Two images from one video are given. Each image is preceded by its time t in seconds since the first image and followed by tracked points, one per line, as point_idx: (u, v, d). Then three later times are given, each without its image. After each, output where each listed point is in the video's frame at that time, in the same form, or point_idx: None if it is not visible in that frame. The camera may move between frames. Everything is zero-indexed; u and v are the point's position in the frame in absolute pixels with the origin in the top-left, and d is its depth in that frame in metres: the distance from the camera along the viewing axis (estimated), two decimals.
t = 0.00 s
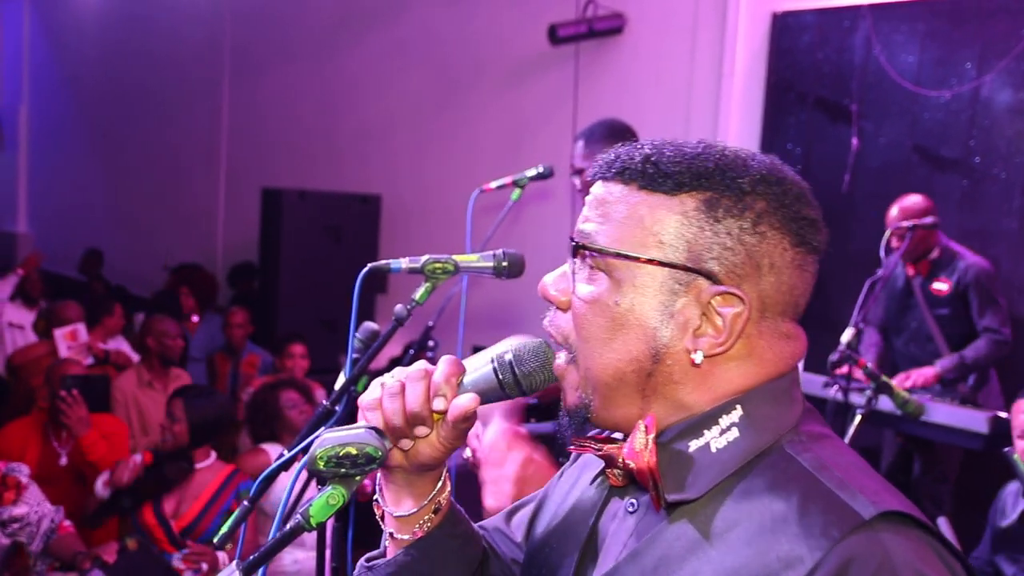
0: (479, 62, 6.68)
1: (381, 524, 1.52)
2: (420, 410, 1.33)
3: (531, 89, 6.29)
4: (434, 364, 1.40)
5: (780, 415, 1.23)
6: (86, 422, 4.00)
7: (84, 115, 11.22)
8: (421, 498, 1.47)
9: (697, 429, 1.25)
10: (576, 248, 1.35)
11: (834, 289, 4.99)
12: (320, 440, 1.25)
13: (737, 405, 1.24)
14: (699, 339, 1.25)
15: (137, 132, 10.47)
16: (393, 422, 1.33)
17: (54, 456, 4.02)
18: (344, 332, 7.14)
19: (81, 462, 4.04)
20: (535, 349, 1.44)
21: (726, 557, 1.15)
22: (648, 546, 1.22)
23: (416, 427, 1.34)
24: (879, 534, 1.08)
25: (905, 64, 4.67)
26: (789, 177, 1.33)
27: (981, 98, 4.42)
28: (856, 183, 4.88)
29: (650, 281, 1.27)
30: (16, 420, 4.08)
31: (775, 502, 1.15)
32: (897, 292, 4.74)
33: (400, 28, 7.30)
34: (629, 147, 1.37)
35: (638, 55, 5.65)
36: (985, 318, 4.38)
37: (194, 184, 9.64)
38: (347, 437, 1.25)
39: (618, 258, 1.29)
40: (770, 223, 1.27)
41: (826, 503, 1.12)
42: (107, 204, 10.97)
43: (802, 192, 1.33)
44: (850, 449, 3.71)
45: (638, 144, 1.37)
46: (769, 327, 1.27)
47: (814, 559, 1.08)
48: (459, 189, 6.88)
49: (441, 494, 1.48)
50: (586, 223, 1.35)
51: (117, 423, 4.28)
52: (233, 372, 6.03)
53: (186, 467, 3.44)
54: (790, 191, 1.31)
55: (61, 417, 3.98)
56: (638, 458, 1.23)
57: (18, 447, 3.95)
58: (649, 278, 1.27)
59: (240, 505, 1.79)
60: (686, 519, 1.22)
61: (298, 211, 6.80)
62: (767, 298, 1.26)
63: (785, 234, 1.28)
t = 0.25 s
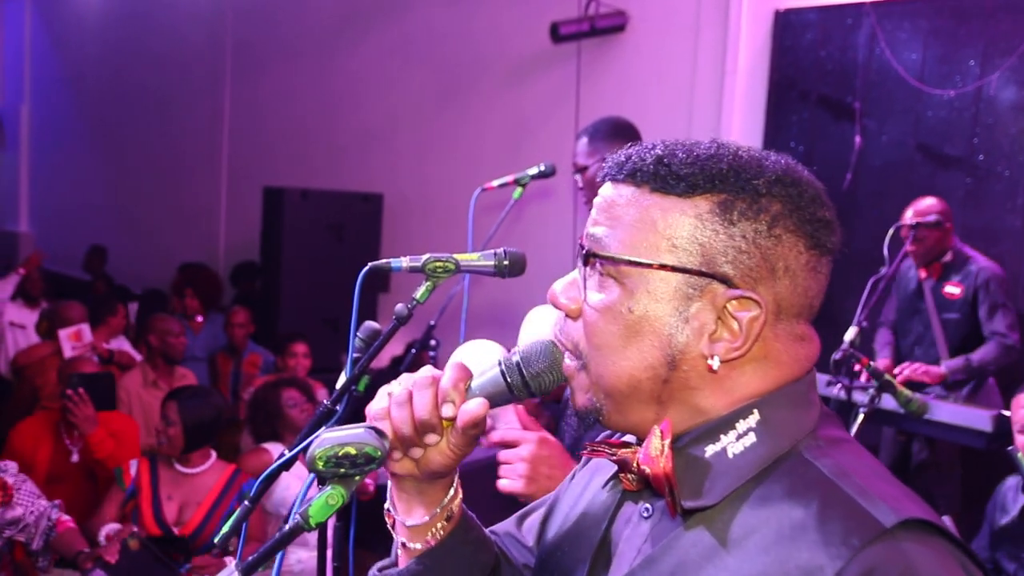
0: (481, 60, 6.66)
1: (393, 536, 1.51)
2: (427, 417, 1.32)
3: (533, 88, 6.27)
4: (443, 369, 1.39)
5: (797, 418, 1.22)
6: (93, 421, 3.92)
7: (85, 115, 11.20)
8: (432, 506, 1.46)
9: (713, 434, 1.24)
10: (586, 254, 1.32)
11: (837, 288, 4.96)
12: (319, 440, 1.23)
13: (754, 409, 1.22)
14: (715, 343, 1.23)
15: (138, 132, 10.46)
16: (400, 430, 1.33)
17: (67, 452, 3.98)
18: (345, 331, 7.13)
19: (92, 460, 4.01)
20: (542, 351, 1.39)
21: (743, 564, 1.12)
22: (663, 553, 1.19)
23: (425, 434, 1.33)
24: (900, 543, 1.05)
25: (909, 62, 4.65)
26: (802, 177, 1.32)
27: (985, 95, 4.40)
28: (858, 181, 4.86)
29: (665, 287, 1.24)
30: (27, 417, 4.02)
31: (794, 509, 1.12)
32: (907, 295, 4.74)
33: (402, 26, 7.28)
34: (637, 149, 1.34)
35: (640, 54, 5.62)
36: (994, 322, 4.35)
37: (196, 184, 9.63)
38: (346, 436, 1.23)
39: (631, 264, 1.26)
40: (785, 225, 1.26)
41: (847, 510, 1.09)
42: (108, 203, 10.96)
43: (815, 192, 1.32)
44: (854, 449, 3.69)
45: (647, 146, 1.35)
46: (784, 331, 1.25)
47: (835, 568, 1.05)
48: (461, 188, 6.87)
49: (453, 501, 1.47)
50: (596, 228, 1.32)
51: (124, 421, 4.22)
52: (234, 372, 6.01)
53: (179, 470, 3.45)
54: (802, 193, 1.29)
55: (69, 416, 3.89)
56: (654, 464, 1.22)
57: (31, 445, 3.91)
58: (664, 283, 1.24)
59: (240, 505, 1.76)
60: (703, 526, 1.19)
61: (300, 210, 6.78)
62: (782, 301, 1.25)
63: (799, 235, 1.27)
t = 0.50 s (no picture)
0: (483, 58, 6.65)
1: None
2: (413, 469, 1.19)
3: (535, 86, 6.26)
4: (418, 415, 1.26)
5: (801, 418, 1.19)
6: (105, 422, 3.84)
7: (87, 113, 11.19)
8: (434, 548, 1.37)
9: (716, 436, 1.21)
10: (581, 260, 1.30)
11: (840, 286, 4.95)
12: (320, 438, 1.23)
13: (756, 410, 1.19)
14: (714, 344, 1.20)
15: (139, 130, 10.45)
16: (387, 486, 1.20)
17: (80, 449, 3.94)
18: (347, 329, 7.13)
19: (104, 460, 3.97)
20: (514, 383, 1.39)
21: (745, 564, 1.11)
22: (666, 554, 1.18)
23: (415, 484, 1.21)
24: (903, 540, 1.04)
25: (912, 59, 4.63)
26: (795, 171, 1.29)
27: (988, 93, 4.39)
28: (861, 179, 4.85)
29: (662, 288, 1.21)
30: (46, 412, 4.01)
31: (796, 509, 1.11)
32: (911, 292, 4.66)
33: (403, 24, 7.27)
34: (629, 152, 1.32)
35: (642, 52, 5.61)
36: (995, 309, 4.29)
37: (197, 183, 9.62)
38: (347, 435, 1.19)
39: (628, 268, 1.23)
40: (780, 219, 1.23)
41: (849, 508, 1.08)
42: (110, 201, 10.95)
43: (809, 185, 1.29)
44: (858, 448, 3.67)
45: (638, 148, 1.32)
46: (784, 326, 1.22)
47: (836, 566, 1.04)
48: (463, 187, 6.86)
49: (456, 538, 1.39)
50: (591, 233, 1.29)
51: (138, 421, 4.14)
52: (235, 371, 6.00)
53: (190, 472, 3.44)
54: (796, 186, 1.26)
55: (80, 417, 3.82)
56: (658, 468, 1.20)
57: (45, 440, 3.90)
58: (661, 284, 1.21)
59: (242, 504, 1.74)
60: (705, 527, 1.18)
61: (301, 208, 6.76)
62: (781, 297, 1.22)
63: (795, 229, 1.24)
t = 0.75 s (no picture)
0: (486, 57, 6.65)
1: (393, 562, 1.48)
2: (423, 445, 1.27)
3: (537, 85, 6.26)
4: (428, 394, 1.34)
5: (782, 405, 1.19)
6: (113, 422, 3.87)
7: (89, 112, 11.19)
8: (432, 529, 1.45)
9: (696, 425, 1.20)
10: (561, 261, 1.29)
11: (842, 284, 4.95)
12: (324, 439, 1.23)
13: (737, 398, 1.19)
14: (693, 338, 1.20)
15: (141, 127, 10.45)
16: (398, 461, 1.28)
17: (88, 446, 3.95)
18: (349, 328, 7.12)
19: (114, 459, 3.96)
20: (526, 360, 1.40)
21: (723, 546, 1.12)
22: (645, 540, 1.20)
23: (423, 459, 1.29)
24: (878, 517, 1.04)
25: (915, 58, 4.63)
26: (770, 167, 1.29)
27: (991, 93, 4.38)
28: (864, 178, 4.84)
29: (640, 284, 1.21)
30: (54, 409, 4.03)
31: (773, 492, 1.12)
32: (919, 291, 4.69)
33: (406, 23, 7.26)
34: (605, 154, 1.32)
35: (645, 51, 5.59)
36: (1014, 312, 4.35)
37: (199, 181, 9.62)
38: (352, 434, 1.21)
39: (607, 265, 1.23)
40: (755, 214, 1.23)
41: (825, 489, 1.09)
42: (111, 199, 10.95)
43: (785, 181, 1.29)
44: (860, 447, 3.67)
45: (614, 150, 1.32)
46: (764, 321, 1.22)
47: (812, 545, 1.05)
48: (465, 185, 6.85)
49: (452, 520, 1.46)
50: (570, 234, 1.29)
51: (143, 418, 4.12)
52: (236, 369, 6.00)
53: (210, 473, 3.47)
54: (771, 182, 1.26)
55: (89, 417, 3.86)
56: (638, 453, 1.17)
57: (53, 437, 3.93)
58: (639, 281, 1.21)
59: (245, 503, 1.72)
60: (684, 511, 1.18)
61: (303, 207, 6.76)
62: (759, 291, 1.21)
63: (771, 224, 1.24)
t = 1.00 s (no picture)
0: (488, 56, 6.64)
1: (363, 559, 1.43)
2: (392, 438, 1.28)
3: (540, 84, 6.25)
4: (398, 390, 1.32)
5: (745, 397, 1.20)
6: (113, 419, 3.84)
7: (91, 110, 11.20)
8: (402, 524, 1.40)
9: (662, 417, 1.22)
10: (526, 261, 1.30)
11: (844, 284, 4.94)
12: (328, 436, 1.22)
13: (701, 390, 1.21)
14: (658, 330, 1.21)
15: (144, 126, 10.45)
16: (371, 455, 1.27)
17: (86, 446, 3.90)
18: (351, 327, 7.11)
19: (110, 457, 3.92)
20: (497, 355, 1.38)
21: (689, 539, 1.13)
22: (612, 534, 1.19)
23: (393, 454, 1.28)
24: (839, 508, 1.07)
25: (917, 58, 4.62)
26: (725, 157, 1.31)
27: (994, 92, 4.37)
28: (866, 178, 4.83)
29: (605, 279, 1.22)
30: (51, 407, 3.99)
31: (737, 484, 1.13)
32: (924, 291, 4.67)
33: (408, 22, 7.26)
34: (564, 154, 1.33)
35: (649, 50, 5.58)
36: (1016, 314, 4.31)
37: (202, 179, 9.61)
38: (355, 433, 1.21)
39: (571, 263, 1.24)
40: (714, 205, 1.25)
41: (788, 481, 1.11)
42: (114, 197, 10.96)
43: (741, 170, 1.31)
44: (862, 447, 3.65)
45: (573, 150, 1.34)
46: (727, 309, 1.23)
47: (774, 535, 1.07)
48: (467, 184, 6.84)
49: (422, 517, 1.41)
50: (534, 235, 1.30)
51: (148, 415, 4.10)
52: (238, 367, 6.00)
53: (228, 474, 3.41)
54: (725, 172, 1.28)
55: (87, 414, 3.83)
56: (605, 447, 1.19)
57: (48, 435, 3.87)
58: (603, 276, 1.22)
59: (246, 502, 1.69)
60: (651, 504, 1.19)
61: (305, 205, 6.75)
62: (720, 280, 1.23)
63: (729, 213, 1.26)
